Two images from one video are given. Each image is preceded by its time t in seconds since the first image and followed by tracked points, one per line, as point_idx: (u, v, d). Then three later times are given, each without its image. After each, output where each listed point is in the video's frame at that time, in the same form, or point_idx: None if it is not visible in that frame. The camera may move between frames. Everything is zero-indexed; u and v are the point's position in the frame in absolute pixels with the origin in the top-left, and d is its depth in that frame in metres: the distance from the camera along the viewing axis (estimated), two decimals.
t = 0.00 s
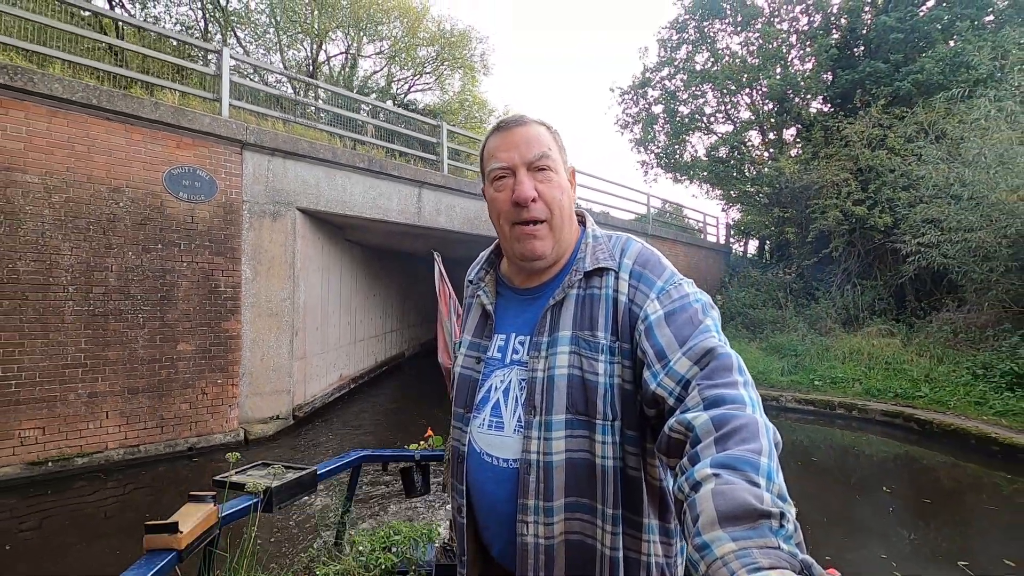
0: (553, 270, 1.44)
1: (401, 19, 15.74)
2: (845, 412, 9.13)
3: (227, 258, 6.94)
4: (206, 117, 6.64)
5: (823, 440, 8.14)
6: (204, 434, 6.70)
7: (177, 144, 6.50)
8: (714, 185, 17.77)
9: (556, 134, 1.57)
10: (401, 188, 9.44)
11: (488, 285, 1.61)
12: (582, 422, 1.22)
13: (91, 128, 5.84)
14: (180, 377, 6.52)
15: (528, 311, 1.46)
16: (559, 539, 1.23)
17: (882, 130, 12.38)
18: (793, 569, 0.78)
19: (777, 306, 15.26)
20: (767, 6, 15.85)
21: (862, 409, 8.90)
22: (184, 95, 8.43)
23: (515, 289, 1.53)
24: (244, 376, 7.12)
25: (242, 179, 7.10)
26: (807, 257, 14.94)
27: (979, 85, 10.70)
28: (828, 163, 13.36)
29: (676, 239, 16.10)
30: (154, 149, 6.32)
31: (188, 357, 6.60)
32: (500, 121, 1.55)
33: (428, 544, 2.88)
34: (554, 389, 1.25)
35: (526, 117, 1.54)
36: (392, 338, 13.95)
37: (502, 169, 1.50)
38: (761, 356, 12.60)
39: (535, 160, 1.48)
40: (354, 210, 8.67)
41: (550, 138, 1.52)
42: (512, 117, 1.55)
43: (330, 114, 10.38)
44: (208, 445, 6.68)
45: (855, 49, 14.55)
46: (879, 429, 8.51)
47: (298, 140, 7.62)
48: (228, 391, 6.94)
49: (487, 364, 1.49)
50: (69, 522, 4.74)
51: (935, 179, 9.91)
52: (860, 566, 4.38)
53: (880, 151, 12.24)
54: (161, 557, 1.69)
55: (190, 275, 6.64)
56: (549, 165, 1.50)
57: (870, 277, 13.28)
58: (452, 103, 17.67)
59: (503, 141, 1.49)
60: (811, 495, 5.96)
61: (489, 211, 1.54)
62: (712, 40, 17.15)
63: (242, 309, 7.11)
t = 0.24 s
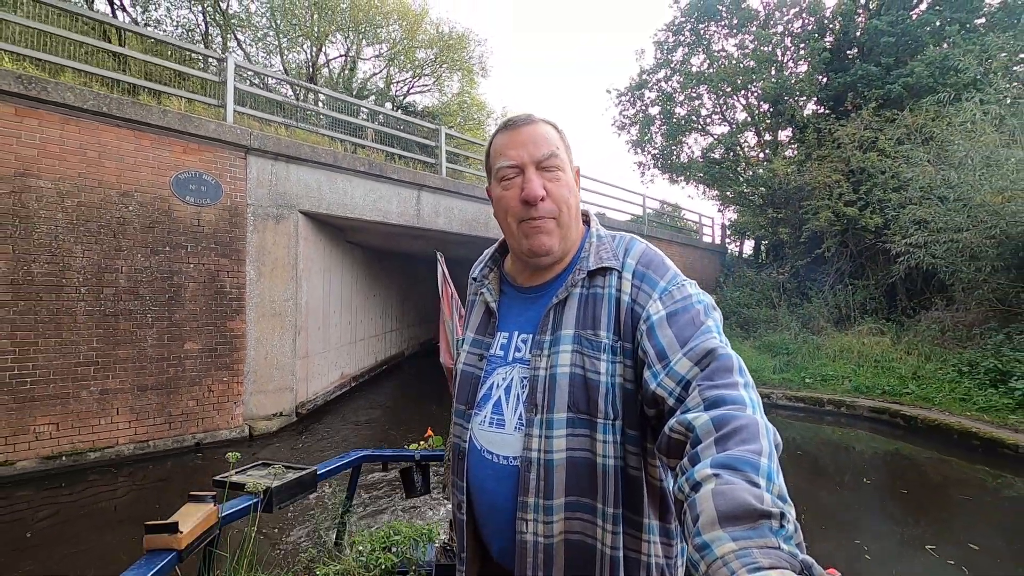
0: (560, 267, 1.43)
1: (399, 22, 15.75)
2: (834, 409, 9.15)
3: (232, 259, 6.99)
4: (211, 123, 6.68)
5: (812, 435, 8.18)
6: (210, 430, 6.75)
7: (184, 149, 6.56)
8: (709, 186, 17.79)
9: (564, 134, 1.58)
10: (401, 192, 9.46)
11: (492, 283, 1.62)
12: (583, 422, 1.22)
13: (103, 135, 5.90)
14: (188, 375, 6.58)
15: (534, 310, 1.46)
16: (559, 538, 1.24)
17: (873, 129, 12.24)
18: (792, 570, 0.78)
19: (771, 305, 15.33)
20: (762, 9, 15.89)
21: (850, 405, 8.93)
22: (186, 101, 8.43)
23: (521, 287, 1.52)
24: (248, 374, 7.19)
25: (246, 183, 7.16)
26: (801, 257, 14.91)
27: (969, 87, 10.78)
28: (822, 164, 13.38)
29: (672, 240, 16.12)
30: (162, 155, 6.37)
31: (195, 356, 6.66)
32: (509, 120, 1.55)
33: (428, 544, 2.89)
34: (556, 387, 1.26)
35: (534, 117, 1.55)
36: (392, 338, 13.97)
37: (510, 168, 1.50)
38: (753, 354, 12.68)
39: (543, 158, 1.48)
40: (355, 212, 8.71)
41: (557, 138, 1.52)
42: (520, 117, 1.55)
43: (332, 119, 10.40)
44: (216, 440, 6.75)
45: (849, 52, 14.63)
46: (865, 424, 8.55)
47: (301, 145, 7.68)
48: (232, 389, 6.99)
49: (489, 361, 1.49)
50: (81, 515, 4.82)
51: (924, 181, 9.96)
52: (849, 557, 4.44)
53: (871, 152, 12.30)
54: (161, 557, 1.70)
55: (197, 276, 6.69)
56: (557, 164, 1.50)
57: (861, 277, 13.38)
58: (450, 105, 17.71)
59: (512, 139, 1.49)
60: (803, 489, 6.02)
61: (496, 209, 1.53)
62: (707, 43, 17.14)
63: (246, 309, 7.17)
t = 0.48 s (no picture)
0: (562, 266, 1.43)
1: (399, 25, 15.76)
2: (823, 406, 9.33)
3: (237, 261, 7.08)
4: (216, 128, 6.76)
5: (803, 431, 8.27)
6: (216, 426, 6.85)
7: (190, 154, 6.66)
8: (705, 186, 17.78)
9: (564, 136, 1.60)
10: (401, 195, 9.48)
11: (494, 283, 1.62)
12: (582, 422, 1.23)
13: (113, 141, 6.06)
14: (195, 372, 6.69)
15: (535, 311, 1.46)
16: (558, 538, 1.24)
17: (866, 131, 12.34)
18: (792, 570, 0.79)
19: (765, 305, 15.39)
20: (757, 12, 15.96)
21: (839, 402, 9.11)
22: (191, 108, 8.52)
23: (523, 288, 1.52)
24: (253, 372, 7.25)
25: (250, 186, 7.24)
26: (794, 258, 15.07)
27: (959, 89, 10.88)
28: (813, 165, 13.44)
29: (669, 240, 16.14)
30: (169, 159, 6.49)
31: (201, 354, 6.76)
32: (509, 121, 1.56)
33: (428, 544, 2.90)
34: (555, 388, 1.26)
35: (534, 119, 1.56)
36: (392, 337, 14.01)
37: (512, 168, 1.50)
38: (745, 352, 12.77)
39: (545, 158, 1.49)
40: (355, 214, 8.75)
41: (558, 139, 1.54)
42: (521, 118, 1.56)
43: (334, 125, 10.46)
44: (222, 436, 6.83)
45: (842, 54, 14.72)
46: (854, 421, 8.68)
47: (303, 149, 7.76)
48: (236, 388, 7.05)
49: (490, 360, 1.50)
50: (94, 506, 4.90)
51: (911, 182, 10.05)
52: (838, 550, 4.50)
53: (863, 154, 12.40)
54: (161, 557, 1.70)
55: (203, 277, 6.80)
56: (558, 165, 1.51)
57: (853, 277, 13.49)
58: (450, 106, 17.75)
59: (513, 140, 1.49)
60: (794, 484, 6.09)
61: (498, 210, 1.53)
62: (704, 45, 17.27)
63: (251, 309, 7.24)
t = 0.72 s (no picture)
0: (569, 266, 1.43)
1: (398, 27, 15.71)
2: (812, 403, 9.36)
3: (242, 263, 7.19)
4: (222, 134, 6.91)
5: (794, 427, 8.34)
6: (222, 422, 6.97)
7: (196, 159, 6.80)
8: (700, 188, 17.62)
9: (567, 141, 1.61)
10: (401, 198, 9.50)
11: (498, 285, 1.62)
12: (579, 422, 1.23)
13: (123, 147, 6.19)
14: (202, 369, 6.81)
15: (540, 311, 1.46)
16: (557, 537, 1.25)
17: (856, 135, 12.62)
18: (793, 570, 0.79)
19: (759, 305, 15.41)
20: (752, 15, 15.89)
21: (828, 399, 9.15)
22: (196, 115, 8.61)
23: (527, 288, 1.51)
24: (257, 371, 7.35)
25: (254, 190, 7.34)
26: (789, 258, 15.14)
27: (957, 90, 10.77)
28: (808, 168, 13.46)
29: (665, 241, 16.14)
30: (175, 164, 6.62)
31: (207, 353, 6.87)
32: (516, 122, 1.56)
33: (428, 544, 2.91)
34: (553, 388, 1.27)
35: (541, 121, 1.56)
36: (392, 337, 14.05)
37: (521, 169, 1.49)
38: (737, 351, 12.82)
39: (553, 160, 1.50)
40: (356, 216, 8.78)
41: (565, 142, 1.55)
42: (527, 120, 1.56)
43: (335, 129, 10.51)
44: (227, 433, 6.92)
45: (836, 57, 14.85)
46: (841, 417, 8.78)
47: (305, 153, 7.85)
48: (241, 385, 7.16)
49: (491, 360, 1.51)
50: (105, 498, 4.98)
51: (902, 184, 10.17)
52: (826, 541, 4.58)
53: (854, 157, 12.58)
54: (161, 557, 1.70)
55: (209, 278, 6.93)
56: (566, 166, 1.52)
57: (847, 277, 13.58)
58: (447, 108, 17.66)
59: (524, 140, 1.49)
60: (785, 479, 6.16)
61: (505, 209, 1.51)
62: (699, 47, 17.13)
63: (254, 309, 7.33)
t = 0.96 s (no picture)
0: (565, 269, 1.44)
1: (397, 30, 15.76)
2: (802, 400, 9.47)
3: (248, 264, 7.32)
4: (228, 139, 7.02)
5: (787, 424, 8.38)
6: (227, 419, 7.09)
7: (203, 163, 6.89)
8: (696, 189, 17.68)
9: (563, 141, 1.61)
10: (401, 200, 9.56)
11: (497, 286, 1.63)
12: (577, 422, 1.24)
13: (131, 152, 6.28)
14: (208, 368, 6.93)
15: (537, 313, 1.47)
16: (555, 536, 1.26)
17: (847, 138, 12.68)
18: (792, 570, 0.79)
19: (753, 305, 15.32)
20: (748, 18, 15.96)
21: (818, 396, 9.24)
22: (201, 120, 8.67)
23: (525, 291, 1.53)
24: (261, 369, 7.45)
25: (258, 193, 7.44)
26: (783, 258, 15.20)
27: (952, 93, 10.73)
28: (801, 169, 13.47)
29: (662, 241, 16.14)
30: (183, 169, 6.71)
31: (213, 351, 6.99)
32: (511, 126, 1.56)
33: (429, 545, 2.91)
34: (551, 388, 1.27)
35: (536, 124, 1.57)
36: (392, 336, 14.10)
37: (516, 173, 1.50)
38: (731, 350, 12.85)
39: (548, 164, 1.50)
40: (357, 218, 8.86)
41: (560, 143, 1.55)
42: (523, 123, 1.57)
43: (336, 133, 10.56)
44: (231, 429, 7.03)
45: (831, 59, 14.90)
46: (831, 414, 8.87)
47: (307, 157, 7.94)
48: (245, 382, 7.28)
49: (491, 360, 1.51)
50: (114, 490, 5.11)
51: (891, 188, 10.26)
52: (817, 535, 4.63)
53: (845, 159, 12.65)
54: (161, 557, 1.71)
55: (215, 279, 7.03)
56: (561, 169, 1.52)
57: (840, 277, 13.63)
58: (445, 109, 17.61)
59: (518, 144, 1.49)
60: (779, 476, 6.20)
61: (501, 213, 1.52)
62: (695, 50, 17.10)
63: (258, 309, 7.44)
